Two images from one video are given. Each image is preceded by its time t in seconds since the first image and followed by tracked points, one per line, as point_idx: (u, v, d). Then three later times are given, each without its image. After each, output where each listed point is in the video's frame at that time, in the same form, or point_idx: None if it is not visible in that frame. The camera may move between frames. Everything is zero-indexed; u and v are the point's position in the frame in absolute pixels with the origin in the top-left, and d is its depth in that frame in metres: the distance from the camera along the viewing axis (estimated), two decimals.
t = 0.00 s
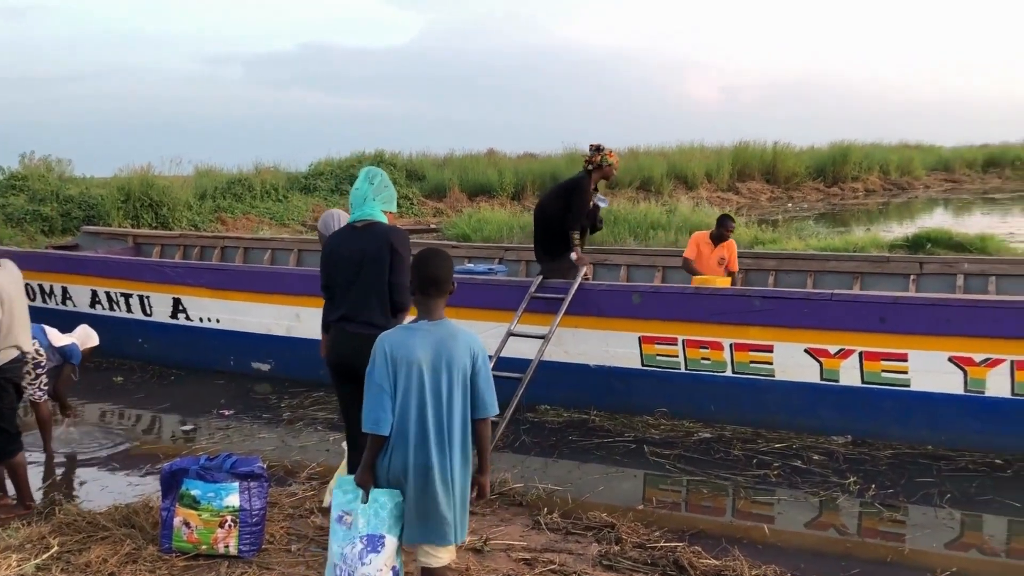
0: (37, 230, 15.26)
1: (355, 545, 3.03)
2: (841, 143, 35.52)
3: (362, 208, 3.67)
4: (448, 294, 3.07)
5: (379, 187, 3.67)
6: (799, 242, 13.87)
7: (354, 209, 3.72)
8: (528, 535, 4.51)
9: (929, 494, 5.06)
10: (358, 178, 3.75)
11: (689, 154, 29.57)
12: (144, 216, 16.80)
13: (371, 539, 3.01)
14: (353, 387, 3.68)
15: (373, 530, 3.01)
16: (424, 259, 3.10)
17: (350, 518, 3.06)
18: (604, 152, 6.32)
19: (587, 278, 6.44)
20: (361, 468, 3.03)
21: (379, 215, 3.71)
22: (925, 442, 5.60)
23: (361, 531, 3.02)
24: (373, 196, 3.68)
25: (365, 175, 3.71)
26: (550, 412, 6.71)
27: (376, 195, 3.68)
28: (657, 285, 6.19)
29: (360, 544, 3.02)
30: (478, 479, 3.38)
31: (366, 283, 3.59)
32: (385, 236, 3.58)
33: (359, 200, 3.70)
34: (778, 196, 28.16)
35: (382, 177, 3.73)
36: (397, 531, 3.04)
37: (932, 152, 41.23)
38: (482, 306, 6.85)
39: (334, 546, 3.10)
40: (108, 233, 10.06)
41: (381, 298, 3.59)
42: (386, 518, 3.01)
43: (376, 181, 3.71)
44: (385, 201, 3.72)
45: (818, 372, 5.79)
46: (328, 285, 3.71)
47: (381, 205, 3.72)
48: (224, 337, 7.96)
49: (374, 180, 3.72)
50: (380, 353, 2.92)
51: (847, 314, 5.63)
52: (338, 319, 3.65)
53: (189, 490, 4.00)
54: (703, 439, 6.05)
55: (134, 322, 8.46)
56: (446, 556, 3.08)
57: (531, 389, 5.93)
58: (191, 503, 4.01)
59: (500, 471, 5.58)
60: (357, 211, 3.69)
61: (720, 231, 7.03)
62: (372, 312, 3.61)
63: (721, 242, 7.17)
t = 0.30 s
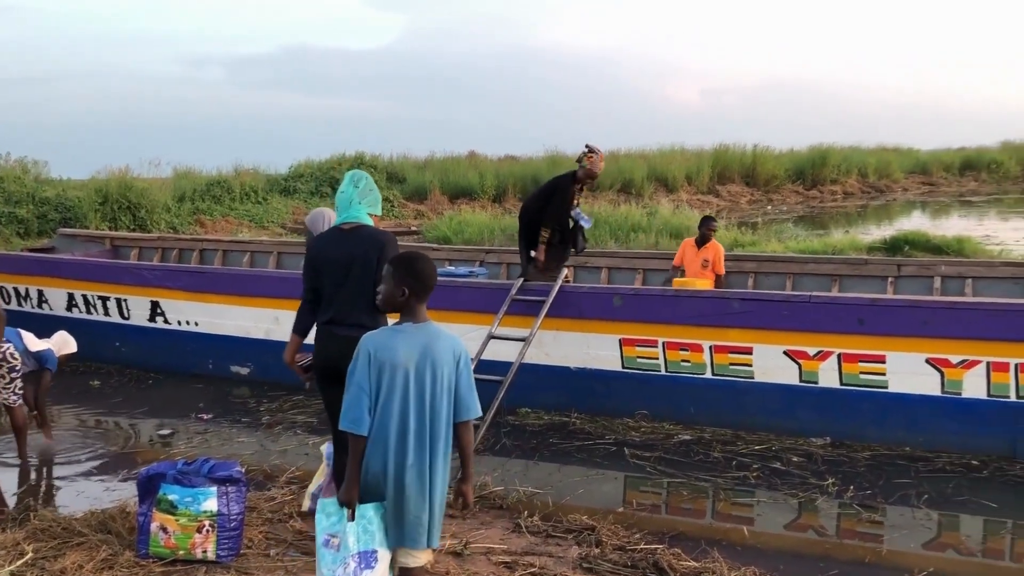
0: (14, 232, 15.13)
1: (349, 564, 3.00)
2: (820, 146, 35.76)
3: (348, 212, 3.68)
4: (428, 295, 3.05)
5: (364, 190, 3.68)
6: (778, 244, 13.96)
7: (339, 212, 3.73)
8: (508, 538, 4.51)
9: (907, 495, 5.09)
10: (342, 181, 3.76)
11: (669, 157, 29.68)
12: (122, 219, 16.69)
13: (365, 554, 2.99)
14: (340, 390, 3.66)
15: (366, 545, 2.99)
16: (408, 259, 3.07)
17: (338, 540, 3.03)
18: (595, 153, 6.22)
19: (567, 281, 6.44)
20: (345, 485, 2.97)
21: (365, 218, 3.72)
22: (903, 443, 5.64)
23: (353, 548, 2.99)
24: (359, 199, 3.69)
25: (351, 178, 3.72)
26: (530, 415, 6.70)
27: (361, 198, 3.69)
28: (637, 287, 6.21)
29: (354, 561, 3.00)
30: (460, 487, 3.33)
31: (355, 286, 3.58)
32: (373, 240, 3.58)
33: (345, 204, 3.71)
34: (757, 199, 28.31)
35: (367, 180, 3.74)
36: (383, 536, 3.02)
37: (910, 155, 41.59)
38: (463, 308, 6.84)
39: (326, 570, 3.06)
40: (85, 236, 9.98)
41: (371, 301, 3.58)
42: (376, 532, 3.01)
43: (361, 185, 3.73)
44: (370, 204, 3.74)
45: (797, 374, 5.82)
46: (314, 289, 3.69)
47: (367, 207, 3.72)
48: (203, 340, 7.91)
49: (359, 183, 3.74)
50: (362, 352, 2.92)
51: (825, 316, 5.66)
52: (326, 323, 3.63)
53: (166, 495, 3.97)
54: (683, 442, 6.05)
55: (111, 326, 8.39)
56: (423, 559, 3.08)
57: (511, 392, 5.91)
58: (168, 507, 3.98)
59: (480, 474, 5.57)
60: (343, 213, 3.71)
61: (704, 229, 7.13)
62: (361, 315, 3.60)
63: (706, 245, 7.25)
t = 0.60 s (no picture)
0: None
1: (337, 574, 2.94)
2: (800, 150, 35.99)
3: (345, 220, 3.71)
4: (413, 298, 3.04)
5: (360, 197, 3.70)
6: (759, 248, 14.04)
7: (336, 220, 3.75)
8: (490, 542, 4.50)
9: (886, 497, 5.13)
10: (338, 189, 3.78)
11: (651, 161, 29.79)
12: (102, 222, 16.59)
13: (353, 561, 2.95)
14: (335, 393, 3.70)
15: (354, 552, 2.95)
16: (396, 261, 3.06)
17: (324, 549, 2.98)
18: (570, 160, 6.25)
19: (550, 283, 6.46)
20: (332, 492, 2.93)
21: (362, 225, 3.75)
22: (882, 445, 5.68)
23: (342, 556, 2.94)
24: (355, 206, 3.71)
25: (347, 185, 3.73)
26: (513, 418, 6.70)
27: (358, 206, 3.71)
28: (619, 290, 6.22)
29: (343, 569, 2.95)
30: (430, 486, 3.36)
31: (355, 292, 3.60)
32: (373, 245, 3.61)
33: (341, 211, 3.73)
34: (739, 203, 28.45)
35: (362, 187, 3.76)
36: (373, 541, 2.99)
37: (889, 159, 41.92)
38: (446, 311, 6.84)
39: None
40: (65, 239, 9.91)
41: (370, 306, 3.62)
42: (364, 538, 2.97)
43: (357, 192, 3.73)
44: (366, 211, 3.76)
45: (778, 376, 5.86)
46: (309, 294, 3.68)
47: (363, 214, 3.74)
48: (183, 344, 7.87)
49: (354, 189, 3.74)
50: (349, 356, 2.88)
51: (806, 318, 5.70)
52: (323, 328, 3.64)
53: (146, 500, 3.94)
54: (665, 445, 6.06)
55: (90, 330, 8.32)
56: (405, 559, 3.11)
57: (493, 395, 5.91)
58: (148, 513, 3.95)
59: (463, 478, 5.56)
60: (340, 221, 3.73)
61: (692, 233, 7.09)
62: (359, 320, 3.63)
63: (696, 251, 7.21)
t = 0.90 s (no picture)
0: None
1: None
2: (783, 157, 36.18)
3: (355, 235, 3.83)
4: (401, 303, 3.05)
5: (370, 214, 3.84)
6: (743, 253, 14.09)
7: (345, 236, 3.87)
8: (474, 548, 4.49)
9: (868, 502, 5.16)
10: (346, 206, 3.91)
11: (636, 166, 29.86)
12: (83, 227, 16.46)
13: (336, 568, 2.94)
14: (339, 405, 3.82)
15: (337, 559, 2.94)
16: (382, 266, 3.05)
17: (306, 555, 2.97)
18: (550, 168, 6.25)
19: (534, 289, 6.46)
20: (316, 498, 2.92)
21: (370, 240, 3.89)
22: (864, 450, 5.71)
23: (324, 563, 2.93)
24: (364, 222, 3.85)
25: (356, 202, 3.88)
26: (497, 424, 6.69)
27: (368, 222, 3.84)
28: (603, 295, 6.23)
29: None
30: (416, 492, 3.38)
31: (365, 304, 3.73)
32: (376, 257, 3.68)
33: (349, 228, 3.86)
34: (722, 208, 28.56)
35: (370, 204, 3.90)
36: (356, 548, 2.97)
37: (871, 165, 42.15)
38: (430, 317, 6.83)
39: None
40: (46, 245, 9.83)
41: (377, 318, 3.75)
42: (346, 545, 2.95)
43: (365, 210, 3.88)
44: (374, 227, 3.90)
45: (761, 381, 5.88)
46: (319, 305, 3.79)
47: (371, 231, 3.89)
48: (165, 350, 7.81)
49: (362, 207, 3.89)
50: (338, 360, 2.85)
51: (788, 323, 5.73)
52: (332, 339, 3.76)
53: (127, 507, 3.90)
54: (649, 449, 6.07)
55: (71, 335, 8.26)
56: (388, 564, 3.08)
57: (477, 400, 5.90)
58: (129, 520, 3.90)
59: (446, 484, 5.55)
60: (349, 237, 3.85)
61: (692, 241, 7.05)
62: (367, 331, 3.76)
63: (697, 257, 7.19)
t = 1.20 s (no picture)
0: None
1: None
2: (764, 163, 36.38)
3: (351, 239, 4.15)
4: (381, 307, 3.03)
5: (365, 219, 4.17)
6: (723, 258, 14.15)
7: (342, 240, 4.18)
8: (454, 553, 4.48)
9: (847, 506, 5.18)
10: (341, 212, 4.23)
11: (617, 172, 29.94)
12: (61, 231, 16.30)
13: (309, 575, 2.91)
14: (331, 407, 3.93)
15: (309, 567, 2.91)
16: (360, 272, 3.04)
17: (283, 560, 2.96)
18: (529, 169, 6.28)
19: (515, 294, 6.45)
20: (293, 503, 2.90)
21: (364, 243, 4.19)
22: (843, 454, 5.74)
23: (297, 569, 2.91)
24: (360, 227, 4.17)
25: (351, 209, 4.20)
26: (478, 429, 6.68)
27: (363, 226, 4.17)
28: (585, 300, 6.23)
29: None
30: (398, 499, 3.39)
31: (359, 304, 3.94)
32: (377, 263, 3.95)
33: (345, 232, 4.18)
34: (703, 214, 28.68)
35: (364, 211, 4.24)
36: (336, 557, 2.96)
37: (851, 171, 42.45)
38: (410, 321, 6.81)
39: None
40: (22, 249, 9.73)
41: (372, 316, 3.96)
42: (318, 553, 2.92)
43: (360, 215, 4.21)
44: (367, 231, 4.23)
45: (740, 386, 5.90)
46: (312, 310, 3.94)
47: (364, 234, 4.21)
48: (143, 355, 7.75)
49: (357, 214, 4.22)
50: (316, 365, 2.84)
51: (768, 329, 5.75)
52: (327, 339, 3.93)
53: (102, 514, 3.80)
54: (630, 454, 6.08)
55: (47, 341, 8.18)
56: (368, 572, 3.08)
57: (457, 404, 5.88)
58: (104, 527, 3.79)
59: (427, 489, 5.53)
60: (345, 240, 4.16)
61: (681, 250, 7.10)
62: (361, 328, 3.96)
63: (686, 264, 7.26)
